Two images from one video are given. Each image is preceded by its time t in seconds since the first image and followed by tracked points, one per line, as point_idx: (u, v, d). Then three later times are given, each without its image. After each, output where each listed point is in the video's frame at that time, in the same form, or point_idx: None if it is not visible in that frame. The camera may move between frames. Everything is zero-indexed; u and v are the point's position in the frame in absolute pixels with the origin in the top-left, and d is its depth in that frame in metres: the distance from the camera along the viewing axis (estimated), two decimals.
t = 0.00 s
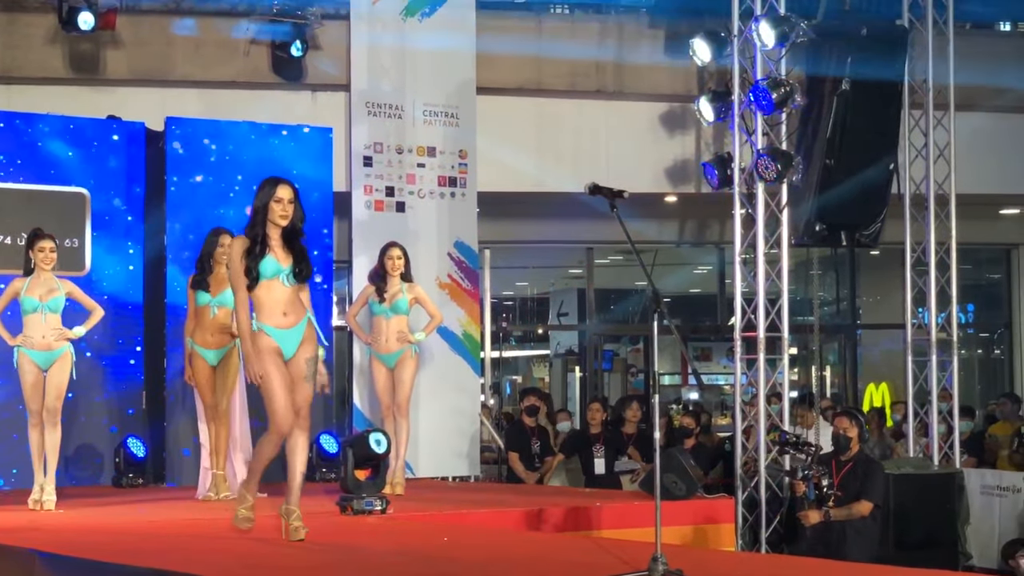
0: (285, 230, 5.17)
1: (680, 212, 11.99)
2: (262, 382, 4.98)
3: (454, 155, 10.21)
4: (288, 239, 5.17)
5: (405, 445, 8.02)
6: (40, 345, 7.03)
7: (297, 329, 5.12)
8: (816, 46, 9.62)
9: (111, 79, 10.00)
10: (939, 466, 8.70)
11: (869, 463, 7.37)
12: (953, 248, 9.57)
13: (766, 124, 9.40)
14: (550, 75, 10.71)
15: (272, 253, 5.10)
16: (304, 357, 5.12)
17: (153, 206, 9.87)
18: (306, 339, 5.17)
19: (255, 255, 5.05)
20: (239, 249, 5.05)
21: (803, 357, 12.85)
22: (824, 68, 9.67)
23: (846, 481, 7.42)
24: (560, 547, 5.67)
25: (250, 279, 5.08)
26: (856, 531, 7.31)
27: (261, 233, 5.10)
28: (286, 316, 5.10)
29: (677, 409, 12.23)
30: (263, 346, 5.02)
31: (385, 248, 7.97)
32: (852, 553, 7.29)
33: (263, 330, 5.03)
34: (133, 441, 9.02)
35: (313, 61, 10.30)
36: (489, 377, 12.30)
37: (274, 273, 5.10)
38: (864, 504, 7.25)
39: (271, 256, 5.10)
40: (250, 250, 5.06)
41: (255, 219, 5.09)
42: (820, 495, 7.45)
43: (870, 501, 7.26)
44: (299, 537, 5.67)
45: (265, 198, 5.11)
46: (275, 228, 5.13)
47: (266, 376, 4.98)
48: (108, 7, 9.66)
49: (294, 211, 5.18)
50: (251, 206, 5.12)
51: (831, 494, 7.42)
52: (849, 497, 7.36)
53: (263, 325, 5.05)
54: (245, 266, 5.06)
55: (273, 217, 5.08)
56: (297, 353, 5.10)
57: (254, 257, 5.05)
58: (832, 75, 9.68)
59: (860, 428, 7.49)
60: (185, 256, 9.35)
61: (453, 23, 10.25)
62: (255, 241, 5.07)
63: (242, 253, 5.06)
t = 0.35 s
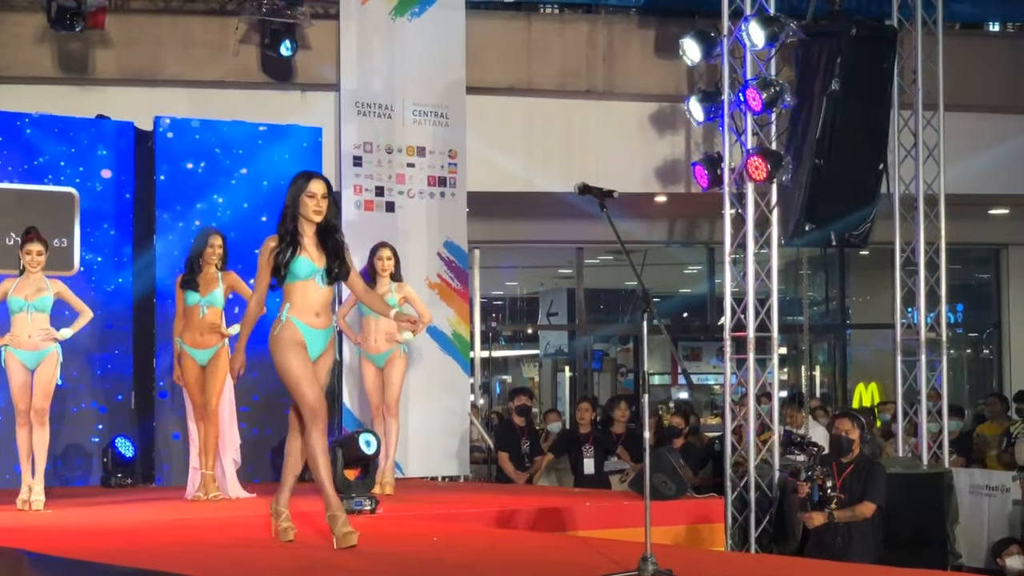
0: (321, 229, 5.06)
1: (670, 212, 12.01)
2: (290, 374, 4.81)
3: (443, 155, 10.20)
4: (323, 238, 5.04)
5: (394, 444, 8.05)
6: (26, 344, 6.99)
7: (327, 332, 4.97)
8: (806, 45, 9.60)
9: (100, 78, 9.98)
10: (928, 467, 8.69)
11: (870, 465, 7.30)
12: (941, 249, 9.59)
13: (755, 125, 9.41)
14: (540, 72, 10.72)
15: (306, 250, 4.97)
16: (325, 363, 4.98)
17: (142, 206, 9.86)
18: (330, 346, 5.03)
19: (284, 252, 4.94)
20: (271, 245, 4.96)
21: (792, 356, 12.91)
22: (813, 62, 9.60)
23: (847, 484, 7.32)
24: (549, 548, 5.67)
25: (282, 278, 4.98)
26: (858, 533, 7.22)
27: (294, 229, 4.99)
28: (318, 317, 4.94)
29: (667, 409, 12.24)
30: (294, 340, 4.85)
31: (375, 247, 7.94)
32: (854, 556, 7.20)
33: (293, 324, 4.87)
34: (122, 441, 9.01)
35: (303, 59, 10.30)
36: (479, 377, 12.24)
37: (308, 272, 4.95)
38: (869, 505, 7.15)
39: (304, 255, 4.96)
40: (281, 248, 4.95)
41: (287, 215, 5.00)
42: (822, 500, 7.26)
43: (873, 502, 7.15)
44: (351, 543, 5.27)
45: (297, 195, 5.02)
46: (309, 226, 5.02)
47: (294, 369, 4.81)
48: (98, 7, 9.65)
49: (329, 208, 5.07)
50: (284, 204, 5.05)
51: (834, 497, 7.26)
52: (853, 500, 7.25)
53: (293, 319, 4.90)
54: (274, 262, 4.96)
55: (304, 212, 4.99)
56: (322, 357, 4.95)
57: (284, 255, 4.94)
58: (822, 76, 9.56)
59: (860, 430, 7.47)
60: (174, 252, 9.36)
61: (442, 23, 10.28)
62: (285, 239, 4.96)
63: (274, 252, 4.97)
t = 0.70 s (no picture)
0: (351, 213, 4.74)
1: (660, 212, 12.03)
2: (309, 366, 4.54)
3: (433, 155, 10.19)
4: (354, 222, 4.71)
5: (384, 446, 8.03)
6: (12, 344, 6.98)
7: (361, 321, 4.66)
8: (796, 44, 9.58)
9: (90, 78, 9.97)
10: (916, 466, 8.68)
11: (879, 464, 6.88)
12: (930, 249, 9.60)
13: (744, 125, 9.40)
14: (530, 72, 10.77)
15: (339, 235, 4.65)
16: (364, 350, 4.67)
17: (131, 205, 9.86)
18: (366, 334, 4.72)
19: (317, 239, 4.60)
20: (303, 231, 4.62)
21: (782, 356, 12.94)
22: (803, 62, 9.56)
23: (855, 485, 6.92)
24: (539, 548, 5.67)
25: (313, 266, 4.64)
26: (864, 535, 6.78)
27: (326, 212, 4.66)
28: (352, 305, 4.64)
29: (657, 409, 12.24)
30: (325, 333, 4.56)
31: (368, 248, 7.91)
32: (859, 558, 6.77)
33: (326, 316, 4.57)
34: (110, 441, 9.05)
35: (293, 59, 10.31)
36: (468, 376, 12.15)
37: (340, 258, 4.63)
38: (877, 508, 6.76)
39: (337, 240, 4.63)
40: (313, 233, 4.62)
41: (317, 199, 4.68)
42: (830, 502, 6.92)
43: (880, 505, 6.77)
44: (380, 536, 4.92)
45: (328, 177, 4.71)
46: (341, 210, 4.69)
47: (312, 361, 4.54)
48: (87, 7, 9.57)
49: (361, 190, 4.75)
50: (314, 187, 4.71)
51: (841, 499, 6.88)
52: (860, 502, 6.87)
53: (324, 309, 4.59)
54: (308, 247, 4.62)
55: (337, 196, 4.66)
56: (354, 347, 4.65)
57: (317, 241, 4.61)
58: (811, 76, 9.51)
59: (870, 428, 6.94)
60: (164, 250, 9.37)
61: (432, 22, 10.26)
62: (317, 225, 4.63)
63: (306, 237, 4.64)
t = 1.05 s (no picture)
0: (385, 212, 4.66)
1: (653, 212, 12.02)
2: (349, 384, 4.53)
3: (425, 155, 10.21)
4: (386, 223, 4.65)
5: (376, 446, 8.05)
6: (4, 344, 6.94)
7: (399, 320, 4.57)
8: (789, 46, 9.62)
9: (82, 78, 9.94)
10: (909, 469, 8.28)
11: (900, 466, 6.47)
12: (923, 250, 9.62)
13: (738, 125, 9.38)
14: (523, 74, 10.71)
15: (366, 235, 4.59)
16: (410, 353, 4.57)
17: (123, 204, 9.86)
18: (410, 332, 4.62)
19: (346, 236, 4.55)
20: (330, 229, 4.57)
21: (774, 356, 13.04)
22: (794, 62, 9.61)
23: (875, 487, 6.49)
24: (530, 547, 5.66)
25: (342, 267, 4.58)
26: (886, 537, 6.43)
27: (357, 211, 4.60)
28: (385, 305, 4.57)
29: (650, 409, 12.25)
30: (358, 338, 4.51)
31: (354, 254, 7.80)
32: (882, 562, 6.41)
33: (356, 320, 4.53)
34: (103, 441, 9.02)
35: (285, 60, 10.27)
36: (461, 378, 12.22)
37: (368, 258, 4.57)
38: (899, 509, 6.33)
39: (364, 239, 4.58)
40: (342, 231, 4.57)
41: (350, 196, 4.60)
42: (850, 506, 6.45)
43: (903, 506, 6.34)
44: (400, 557, 4.87)
45: (363, 176, 4.62)
46: (372, 209, 4.63)
47: (352, 379, 4.53)
48: (79, 6, 9.64)
49: (396, 190, 4.67)
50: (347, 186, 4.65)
51: (862, 501, 6.43)
52: (880, 504, 6.44)
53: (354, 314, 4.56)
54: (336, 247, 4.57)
55: (369, 195, 4.58)
56: (397, 349, 4.55)
57: (346, 239, 4.55)
58: (804, 77, 9.52)
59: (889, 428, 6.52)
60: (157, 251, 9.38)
61: (426, 22, 10.27)
62: (345, 222, 4.58)
63: (334, 234, 4.58)
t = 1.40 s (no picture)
0: (422, 201, 4.40)
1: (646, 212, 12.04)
2: (392, 373, 4.22)
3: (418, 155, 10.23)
4: (423, 212, 4.39)
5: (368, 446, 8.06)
6: None
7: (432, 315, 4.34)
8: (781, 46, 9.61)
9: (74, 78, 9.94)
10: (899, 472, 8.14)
11: (904, 466, 6.49)
12: (915, 250, 9.63)
13: (730, 125, 9.39)
14: (514, 72, 10.75)
15: (405, 225, 4.32)
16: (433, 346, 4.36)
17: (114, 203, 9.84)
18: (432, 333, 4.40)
19: (385, 228, 4.27)
20: (368, 220, 4.28)
21: (767, 356, 13.01)
22: (788, 61, 9.57)
23: (882, 487, 6.51)
24: (521, 548, 5.67)
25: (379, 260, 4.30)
26: (894, 540, 6.36)
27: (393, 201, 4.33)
28: (422, 297, 4.31)
29: (642, 409, 12.29)
30: (395, 326, 4.22)
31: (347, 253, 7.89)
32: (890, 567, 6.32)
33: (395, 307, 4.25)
34: (93, 442, 9.02)
35: (277, 59, 10.30)
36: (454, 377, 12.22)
37: (409, 248, 4.30)
38: (906, 508, 6.33)
39: (404, 230, 4.31)
40: (380, 224, 4.29)
41: (386, 185, 4.33)
42: (857, 506, 6.47)
43: (909, 504, 6.34)
44: (459, 552, 4.72)
45: (396, 163, 4.35)
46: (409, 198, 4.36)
47: (393, 358, 4.21)
48: (70, 6, 9.61)
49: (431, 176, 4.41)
50: (380, 174, 4.37)
51: (868, 502, 6.45)
52: (886, 504, 6.46)
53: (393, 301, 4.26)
54: (372, 240, 4.29)
55: (405, 183, 4.32)
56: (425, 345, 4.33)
57: (385, 231, 4.28)
58: (796, 77, 9.50)
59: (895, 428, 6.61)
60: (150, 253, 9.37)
61: (418, 22, 10.27)
62: (382, 212, 4.30)
63: (372, 227, 4.30)
